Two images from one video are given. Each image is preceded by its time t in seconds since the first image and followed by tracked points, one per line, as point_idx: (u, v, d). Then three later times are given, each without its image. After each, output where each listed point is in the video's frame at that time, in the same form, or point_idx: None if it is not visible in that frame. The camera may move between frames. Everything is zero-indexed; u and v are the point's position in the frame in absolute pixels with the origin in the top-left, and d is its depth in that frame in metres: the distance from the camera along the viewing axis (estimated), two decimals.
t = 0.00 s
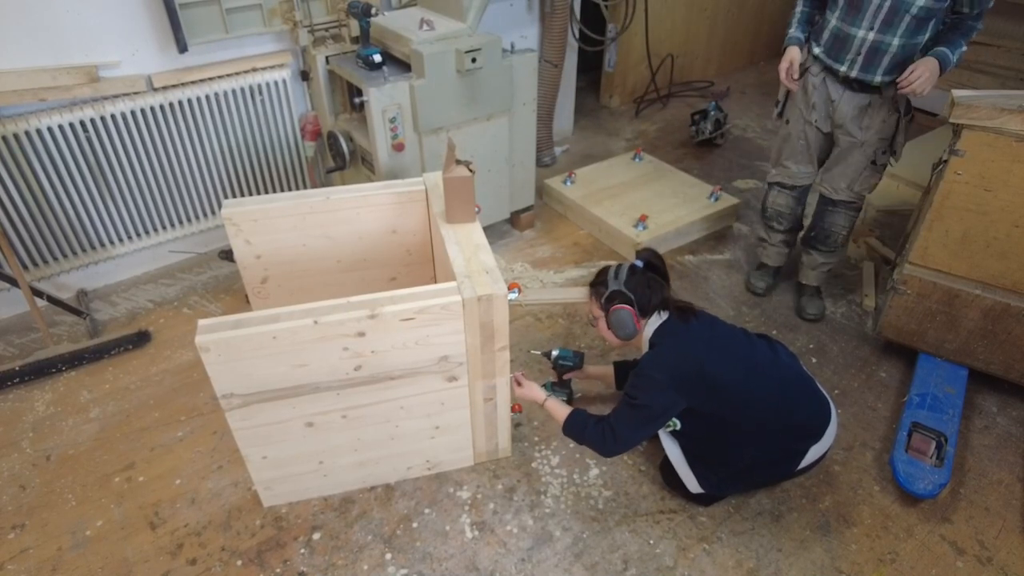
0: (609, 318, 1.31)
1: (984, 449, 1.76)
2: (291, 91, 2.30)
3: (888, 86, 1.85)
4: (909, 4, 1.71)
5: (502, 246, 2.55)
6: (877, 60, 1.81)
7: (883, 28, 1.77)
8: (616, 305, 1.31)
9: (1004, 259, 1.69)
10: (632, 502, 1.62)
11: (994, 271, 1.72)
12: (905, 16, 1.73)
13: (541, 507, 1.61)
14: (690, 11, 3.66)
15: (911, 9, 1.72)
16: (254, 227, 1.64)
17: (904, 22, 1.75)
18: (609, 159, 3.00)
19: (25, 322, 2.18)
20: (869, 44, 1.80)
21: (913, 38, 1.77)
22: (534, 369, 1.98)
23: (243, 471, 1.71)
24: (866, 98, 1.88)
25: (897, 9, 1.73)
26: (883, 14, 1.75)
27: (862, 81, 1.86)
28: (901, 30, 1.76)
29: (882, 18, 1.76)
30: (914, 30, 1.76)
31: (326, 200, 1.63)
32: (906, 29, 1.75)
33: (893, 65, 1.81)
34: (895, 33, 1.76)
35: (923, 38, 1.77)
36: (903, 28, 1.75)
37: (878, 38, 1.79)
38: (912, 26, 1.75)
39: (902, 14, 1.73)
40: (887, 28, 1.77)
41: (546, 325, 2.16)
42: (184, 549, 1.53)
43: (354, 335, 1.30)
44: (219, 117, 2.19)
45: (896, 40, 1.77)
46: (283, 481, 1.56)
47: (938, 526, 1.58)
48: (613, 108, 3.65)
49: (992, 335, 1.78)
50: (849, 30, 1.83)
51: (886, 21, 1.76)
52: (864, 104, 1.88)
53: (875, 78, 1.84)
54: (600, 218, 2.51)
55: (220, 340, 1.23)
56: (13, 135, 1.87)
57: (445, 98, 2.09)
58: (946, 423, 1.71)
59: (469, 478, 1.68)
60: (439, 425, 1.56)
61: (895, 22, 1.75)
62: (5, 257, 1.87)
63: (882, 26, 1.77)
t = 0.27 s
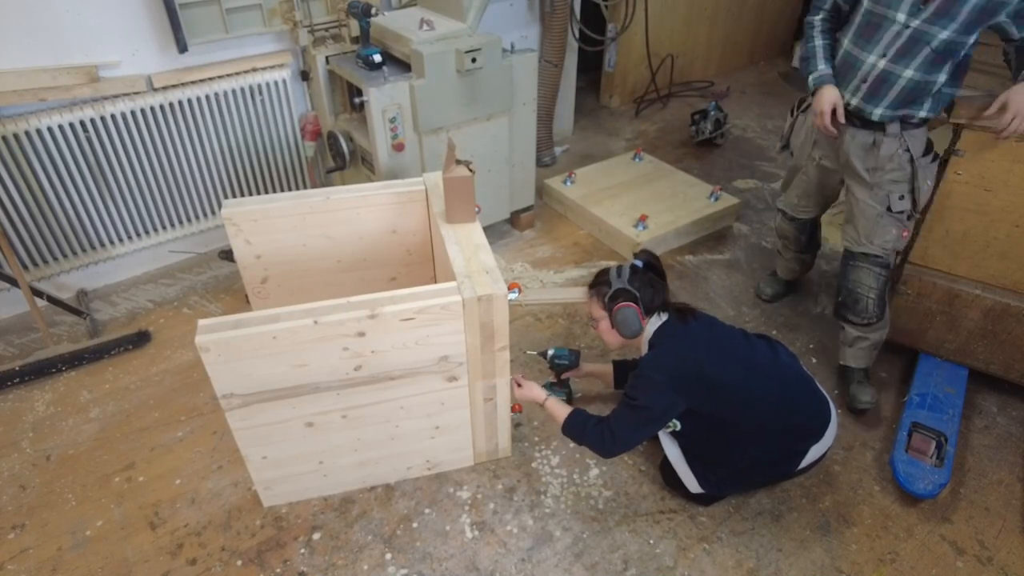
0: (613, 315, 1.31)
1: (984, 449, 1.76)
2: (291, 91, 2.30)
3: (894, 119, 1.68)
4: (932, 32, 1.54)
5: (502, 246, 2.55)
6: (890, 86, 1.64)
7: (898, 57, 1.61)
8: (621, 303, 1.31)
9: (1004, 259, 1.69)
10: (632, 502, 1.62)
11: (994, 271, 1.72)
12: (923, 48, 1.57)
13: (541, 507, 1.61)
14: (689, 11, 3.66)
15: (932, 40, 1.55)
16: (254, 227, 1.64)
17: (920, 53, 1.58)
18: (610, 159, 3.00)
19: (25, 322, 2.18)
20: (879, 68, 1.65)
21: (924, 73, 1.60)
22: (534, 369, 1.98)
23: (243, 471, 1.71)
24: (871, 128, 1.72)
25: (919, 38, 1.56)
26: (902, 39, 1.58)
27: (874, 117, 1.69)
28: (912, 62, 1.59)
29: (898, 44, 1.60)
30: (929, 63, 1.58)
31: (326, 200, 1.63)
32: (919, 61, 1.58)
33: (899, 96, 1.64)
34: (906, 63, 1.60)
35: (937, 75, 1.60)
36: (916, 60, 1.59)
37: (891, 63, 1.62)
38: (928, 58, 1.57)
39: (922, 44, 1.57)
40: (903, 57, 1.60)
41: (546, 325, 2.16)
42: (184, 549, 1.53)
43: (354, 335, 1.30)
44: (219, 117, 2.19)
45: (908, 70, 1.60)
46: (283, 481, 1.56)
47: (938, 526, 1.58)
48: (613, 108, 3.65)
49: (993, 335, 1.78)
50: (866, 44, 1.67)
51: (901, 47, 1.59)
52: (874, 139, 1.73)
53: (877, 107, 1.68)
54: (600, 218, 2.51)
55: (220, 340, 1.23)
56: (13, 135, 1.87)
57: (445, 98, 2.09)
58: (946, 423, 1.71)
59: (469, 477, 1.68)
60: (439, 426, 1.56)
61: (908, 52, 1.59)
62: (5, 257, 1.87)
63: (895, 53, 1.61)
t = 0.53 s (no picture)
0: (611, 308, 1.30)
1: (984, 449, 1.76)
2: (291, 91, 2.30)
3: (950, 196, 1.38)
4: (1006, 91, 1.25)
5: (502, 246, 2.55)
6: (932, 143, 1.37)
7: (979, 119, 1.29)
8: (619, 297, 1.31)
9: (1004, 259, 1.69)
10: (632, 501, 1.62)
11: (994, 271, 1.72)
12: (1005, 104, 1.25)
13: (541, 507, 1.61)
14: (689, 11, 3.66)
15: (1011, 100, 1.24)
16: (253, 227, 1.64)
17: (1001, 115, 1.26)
18: (610, 159, 3.00)
19: (24, 322, 2.18)
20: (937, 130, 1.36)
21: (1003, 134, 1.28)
22: (534, 369, 1.98)
23: (243, 471, 1.71)
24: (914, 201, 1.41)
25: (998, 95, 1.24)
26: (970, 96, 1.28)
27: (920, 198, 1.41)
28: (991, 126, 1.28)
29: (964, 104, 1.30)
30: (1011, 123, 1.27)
31: (326, 200, 1.63)
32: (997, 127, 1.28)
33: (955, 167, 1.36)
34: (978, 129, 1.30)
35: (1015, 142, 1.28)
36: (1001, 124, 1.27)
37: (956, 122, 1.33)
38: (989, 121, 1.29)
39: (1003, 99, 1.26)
40: (973, 127, 1.30)
41: (546, 325, 2.16)
42: (184, 549, 1.53)
43: (354, 335, 1.30)
44: (219, 117, 2.19)
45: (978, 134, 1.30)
46: (283, 481, 1.56)
47: (938, 526, 1.57)
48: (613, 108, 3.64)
49: (993, 335, 1.78)
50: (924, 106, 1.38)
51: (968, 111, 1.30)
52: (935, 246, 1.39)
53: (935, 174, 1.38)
54: (600, 218, 2.51)
55: (220, 340, 1.23)
56: (13, 135, 1.87)
57: (445, 98, 2.09)
58: (946, 422, 1.71)
59: (469, 477, 1.68)
60: (439, 425, 1.56)
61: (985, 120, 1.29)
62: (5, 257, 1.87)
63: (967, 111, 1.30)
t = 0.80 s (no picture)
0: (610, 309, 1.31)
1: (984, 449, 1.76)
2: (292, 91, 2.30)
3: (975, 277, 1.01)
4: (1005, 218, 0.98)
5: (502, 246, 2.55)
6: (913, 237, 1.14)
7: (959, 196, 1.03)
8: (616, 299, 1.32)
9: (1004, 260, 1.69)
10: (632, 502, 1.62)
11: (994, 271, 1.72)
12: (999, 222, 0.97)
13: (541, 507, 1.61)
14: (689, 11, 3.66)
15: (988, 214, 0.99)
16: (253, 227, 1.64)
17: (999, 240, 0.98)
18: (610, 159, 2.99)
19: (25, 322, 2.18)
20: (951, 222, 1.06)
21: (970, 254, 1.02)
22: (533, 369, 1.98)
23: (243, 471, 1.71)
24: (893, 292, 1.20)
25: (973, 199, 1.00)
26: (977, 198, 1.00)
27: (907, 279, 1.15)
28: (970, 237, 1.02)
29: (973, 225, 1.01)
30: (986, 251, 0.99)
31: (325, 200, 1.63)
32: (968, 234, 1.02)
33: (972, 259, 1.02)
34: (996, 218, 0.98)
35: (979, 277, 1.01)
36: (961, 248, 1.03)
37: None
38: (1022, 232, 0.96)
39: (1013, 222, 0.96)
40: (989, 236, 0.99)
41: (546, 325, 2.16)
42: (184, 549, 1.53)
43: (354, 335, 1.30)
44: (219, 117, 2.19)
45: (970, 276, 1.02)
46: (283, 481, 1.56)
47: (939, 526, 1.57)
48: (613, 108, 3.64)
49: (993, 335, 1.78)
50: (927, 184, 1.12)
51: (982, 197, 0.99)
52: (904, 309, 1.16)
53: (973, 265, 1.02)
54: (600, 218, 2.51)
55: (220, 340, 1.23)
56: (13, 136, 1.87)
57: (445, 98, 2.09)
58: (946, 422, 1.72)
59: (469, 477, 1.67)
60: (439, 425, 1.56)
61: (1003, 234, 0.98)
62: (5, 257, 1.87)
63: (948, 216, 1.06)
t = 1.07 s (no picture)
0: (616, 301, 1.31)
1: (984, 449, 1.76)
2: (291, 90, 2.30)
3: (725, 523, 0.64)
4: (893, 393, 0.52)
5: (502, 246, 2.55)
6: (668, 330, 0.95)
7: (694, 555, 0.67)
8: (622, 292, 1.33)
9: (1004, 259, 1.69)
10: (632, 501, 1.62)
11: (994, 271, 1.72)
12: (892, 460, 0.55)
13: (541, 506, 1.61)
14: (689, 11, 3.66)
15: (912, 398, 0.53)
16: (253, 227, 1.64)
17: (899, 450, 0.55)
18: (610, 158, 3.00)
19: (24, 322, 2.18)
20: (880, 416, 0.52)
21: (803, 492, 0.56)
22: (534, 369, 1.99)
23: (243, 471, 1.71)
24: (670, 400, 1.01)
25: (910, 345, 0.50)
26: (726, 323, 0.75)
27: (679, 355, 1.01)
28: (788, 469, 0.56)
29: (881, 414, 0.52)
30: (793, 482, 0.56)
31: (325, 200, 1.64)
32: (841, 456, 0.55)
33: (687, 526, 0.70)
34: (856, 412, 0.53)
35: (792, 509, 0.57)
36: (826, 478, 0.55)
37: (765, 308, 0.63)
38: (887, 440, 0.54)
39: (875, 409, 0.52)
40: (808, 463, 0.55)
41: (546, 325, 2.16)
42: (184, 550, 1.53)
43: (354, 335, 1.30)
44: (219, 117, 2.19)
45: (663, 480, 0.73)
46: (283, 481, 1.56)
47: (939, 526, 1.57)
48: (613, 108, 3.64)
49: (993, 334, 1.78)
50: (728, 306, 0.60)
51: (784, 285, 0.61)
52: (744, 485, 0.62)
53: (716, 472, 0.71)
54: (599, 217, 2.51)
55: (220, 340, 1.22)
56: (13, 136, 1.87)
57: (444, 97, 2.09)
58: (946, 422, 1.72)
59: (469, 477, 1.67)
60: (439, 426, 1.56)
61: (875, 426, 0.53)
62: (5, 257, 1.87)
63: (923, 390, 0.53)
